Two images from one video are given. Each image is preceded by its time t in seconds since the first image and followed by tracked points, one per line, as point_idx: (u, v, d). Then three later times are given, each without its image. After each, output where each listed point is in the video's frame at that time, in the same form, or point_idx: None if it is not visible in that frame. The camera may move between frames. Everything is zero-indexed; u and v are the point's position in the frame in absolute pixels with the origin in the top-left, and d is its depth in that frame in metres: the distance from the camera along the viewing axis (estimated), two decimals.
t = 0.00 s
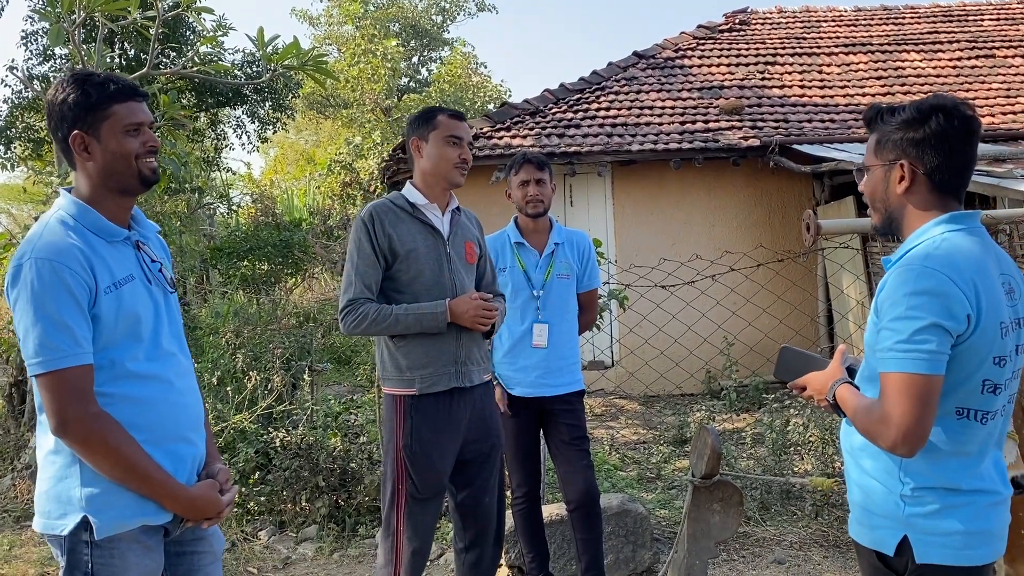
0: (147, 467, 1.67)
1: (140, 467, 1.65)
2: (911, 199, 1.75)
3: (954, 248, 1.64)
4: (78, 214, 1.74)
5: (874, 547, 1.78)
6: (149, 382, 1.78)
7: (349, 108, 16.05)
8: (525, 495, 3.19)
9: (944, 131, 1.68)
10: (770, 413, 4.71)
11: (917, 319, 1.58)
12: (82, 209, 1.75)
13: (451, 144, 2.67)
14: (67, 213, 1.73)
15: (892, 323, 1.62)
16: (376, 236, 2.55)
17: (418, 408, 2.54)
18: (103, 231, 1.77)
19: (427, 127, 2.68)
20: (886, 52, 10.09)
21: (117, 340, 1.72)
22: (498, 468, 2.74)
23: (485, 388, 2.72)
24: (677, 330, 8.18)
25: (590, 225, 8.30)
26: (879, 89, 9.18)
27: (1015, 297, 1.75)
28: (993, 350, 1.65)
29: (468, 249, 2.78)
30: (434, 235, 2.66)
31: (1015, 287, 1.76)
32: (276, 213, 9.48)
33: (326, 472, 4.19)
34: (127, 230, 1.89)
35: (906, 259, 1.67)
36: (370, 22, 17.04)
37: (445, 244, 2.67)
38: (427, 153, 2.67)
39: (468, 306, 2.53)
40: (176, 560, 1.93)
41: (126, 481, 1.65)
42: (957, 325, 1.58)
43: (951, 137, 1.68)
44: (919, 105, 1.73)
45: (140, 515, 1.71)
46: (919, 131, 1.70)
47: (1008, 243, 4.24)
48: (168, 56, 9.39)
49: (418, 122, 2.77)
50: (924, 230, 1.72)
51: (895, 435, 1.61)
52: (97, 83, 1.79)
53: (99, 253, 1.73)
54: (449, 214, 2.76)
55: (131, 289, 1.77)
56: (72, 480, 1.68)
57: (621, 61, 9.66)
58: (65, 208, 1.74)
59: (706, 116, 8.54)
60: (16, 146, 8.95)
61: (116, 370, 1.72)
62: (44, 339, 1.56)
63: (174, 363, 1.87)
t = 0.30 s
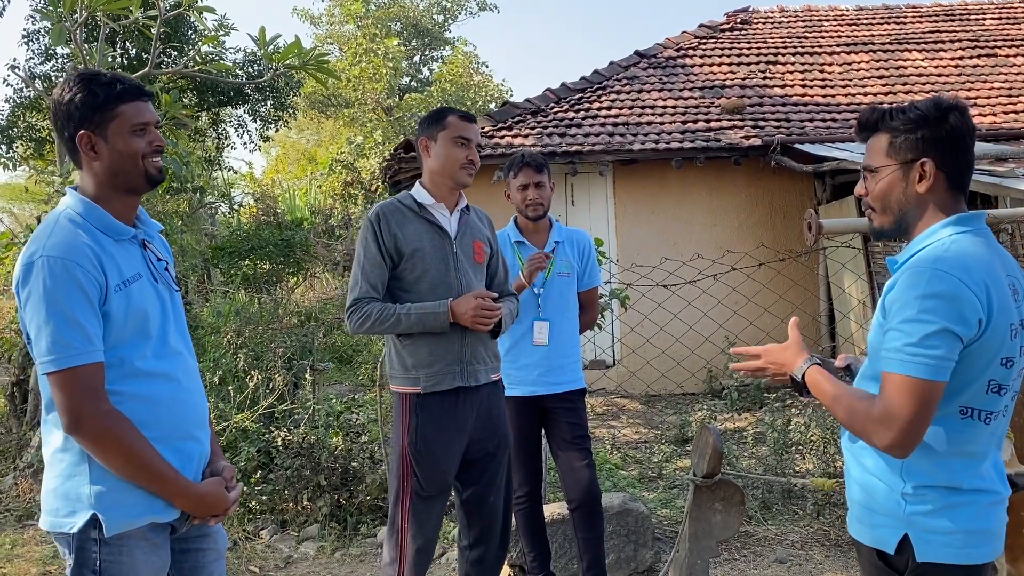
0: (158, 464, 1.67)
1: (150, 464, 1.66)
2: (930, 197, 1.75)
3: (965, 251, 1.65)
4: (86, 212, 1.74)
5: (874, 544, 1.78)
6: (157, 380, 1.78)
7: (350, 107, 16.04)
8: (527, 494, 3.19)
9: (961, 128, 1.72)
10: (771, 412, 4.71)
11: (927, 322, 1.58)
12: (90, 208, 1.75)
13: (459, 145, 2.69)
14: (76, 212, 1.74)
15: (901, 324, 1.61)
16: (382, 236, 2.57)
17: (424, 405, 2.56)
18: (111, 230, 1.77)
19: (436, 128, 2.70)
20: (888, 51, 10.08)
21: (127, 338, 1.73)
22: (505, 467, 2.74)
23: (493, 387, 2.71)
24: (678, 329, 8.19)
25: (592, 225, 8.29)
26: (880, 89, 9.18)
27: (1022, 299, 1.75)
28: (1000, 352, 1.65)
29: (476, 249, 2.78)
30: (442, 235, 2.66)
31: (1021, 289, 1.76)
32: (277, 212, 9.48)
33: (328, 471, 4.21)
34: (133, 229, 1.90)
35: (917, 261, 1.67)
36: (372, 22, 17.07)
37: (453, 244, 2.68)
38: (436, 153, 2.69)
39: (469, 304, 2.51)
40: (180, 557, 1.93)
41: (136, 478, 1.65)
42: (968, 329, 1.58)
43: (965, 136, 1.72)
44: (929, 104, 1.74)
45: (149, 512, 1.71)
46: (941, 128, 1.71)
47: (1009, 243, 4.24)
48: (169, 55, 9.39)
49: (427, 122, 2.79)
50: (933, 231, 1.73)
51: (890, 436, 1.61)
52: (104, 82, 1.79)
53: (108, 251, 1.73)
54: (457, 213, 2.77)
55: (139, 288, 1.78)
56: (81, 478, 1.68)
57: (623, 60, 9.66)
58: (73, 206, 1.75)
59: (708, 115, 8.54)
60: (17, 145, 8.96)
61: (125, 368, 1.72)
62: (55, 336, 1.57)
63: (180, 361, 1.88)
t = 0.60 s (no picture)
0: (155, 465, 1.67)
1: (148, 466, 1.65)
2: (919, 197, 1.74)
3: (965, 255, 1.64)
4: (85, 212, 1.74)
5: (871, 540, 1.77)
6: (156, 380, 1.78)
7: (352, 107, 16.04)
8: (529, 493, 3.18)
9: (954, 130, 1.68)
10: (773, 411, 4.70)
11: (924, 323, 1.57)
12: (89, 208, 1.74)
13: (466, 145, 2.69)
14: (75, 211, 1.73)
15: (897, 323, 1.61)
16: (387, 235, 2.59)
17: (429, 404, 2.56)
18: (110, 230, 1.76)
19: (444, 128, 2.71)
20: (890, 50, 10.06)
21: (125, 338, 1.72)
22: (511, 467, 2.72)
23: (499, 387, 2.70)
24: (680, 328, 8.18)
25: (593, 224, 8.28)
26: (882, 87, 9.16)
27: (1018, 300, 1.75)
28: (996, 353, 1.65)
29: (485, 248, 2.76)
30: (448, 235, 2.66)
31: (1018, 290, 1.76)
32: (279, 212, 9.46)
33: (329, 471, 4.21)
34: (133, 228, 1.89)
35: (917, 261, 1.66)
36: (373, 21, 17.10)
37: (459, 243, 2.67)
38: (443, 153, 2.70)
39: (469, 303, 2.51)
40: (179, 557, 1.93)
41: (134, 479, 1.64)
42: (963, 334, 1.58)
43: (956, 140, 1.68)
44: (926, 103, 1.72)
45: (147, 513, 1.71)
46: (931, 130, 1.69)
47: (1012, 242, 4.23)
48: (170, 54, 9.38)
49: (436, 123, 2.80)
50: (933, 230, 1.72)
51: (862, 424, 1.62)
52: (104, 82, 1.79)
53: (107, 251, 1.72)
54: (466, 213, 2.75)
55: (137, 288, 1.77)
56: (79, 478, 1.68)
57: (625, 59, 9.64)
58: (72, 206, 1.74)
59: (710, 114, 8.52)
60: (19, 144, 8.96)
61: (123, 368, 1.71)
62: (52, 336, 1.56)
63: (179, 362, 1.87)
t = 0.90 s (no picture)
0: (153, 465, 1.67)
1: (146, 467, 1.66)
2: (903, 198, 1.75)
3: (944, 251, 1.65)
4: (85, 213, 1.75)
5: (867, 537, 1.77)
6: (154, 381, 1.78)
7: (353, 106, 16.05)
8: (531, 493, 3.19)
9: (938, 132, 1.68)
10: (775, 410, 4.71)
11: (918, 325, 1.57)
12: (89, 209, 1.75)
13: (474, 147, 2.69)
14: (75, 212, 1.74)
15: (892, 328, 1.61)
16: (394, 235, 2.60)
17: (435, 401, 2.57)
18: (110, 230, 1.77)
19: (454, 129, 2.72)
20: (892, 49, 10.05)
21: (123, 339, 1.73)
22: (517, 467, 2.72)
23: (506, 387, 2.69)
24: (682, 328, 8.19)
25: (595, 223, 8.28)
26: (884, 87, 9.15)
27: (1006, 294, 1.75)
28: (983, 348, 1.65)
29: (492, 249, 2.75)
30: (455, 235, 2.66)
31: (1005, 283, 1.76)
32: (281, 211, 9.47)
33: (331, 470, 4.22)
34: (133, 229, 1.90)
35: (900, 264, 1.67)
36: (374, 20, 17.11)
37: (466, 243, 2.67)
38: (452, 154, 2.71)
39: (476, 302, 2.51)
40: (178, 557, 1.93)
41: (132, 479, 1.65)
42: (953, 329, 1.59)
43: (947, 140, 1.69)
44: (916, 104, 1.73)
45: (145, 513, 1.71)
46: (915, 131, 1.70)
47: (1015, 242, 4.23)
48: (172, 54, 9.39)
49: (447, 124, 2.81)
50: (915, 230, 1.73)
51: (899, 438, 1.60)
52: (107, 83, 1.79)
53: (106, 251, 1.73)
54: (475, 212, 2.75)
55: (136, 289, 1.78)
56: (76, 478, 1.68)
57: (626, 58, 9.64)
58: (72, 207, 1.75)
59: (712, 113, 8.52)
60: (21, 144, 8.98)
61: (121, 369, 1.72)
62: (51, 337, 1.57)
63: (177, 363, 1.87)
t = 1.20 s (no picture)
0: (152, 466, 1.68)
1: (145, 467, 1.66)
2: (887, 197, 1.75)
3: (919, 250, 1.66)
4: (85, 212, 1.75)
5: (869, 532, 1.77)
6: (154, 380, 1.78)
7: (355, 105, 16.05)
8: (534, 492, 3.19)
9: (916, 131, 1.69)
10: (778, 409, 4.70)
11: (885, 323, 1.60)
12: (89, 208, 1.75)
13: (484, 148, 2.68)
14: (74, 211, 1.74)
15: (862, 326, 1.64)
16: (401, 234, 2.62)
17: (440, 399, 2.58)
18: (110, 229, 1.77)
19: (464, 129, 2.72)
20: (895, 47, 10.03)
21: (123, 338, 1.73)
22: (523, 467, 2.72)
23: (512, 386, 2.68)
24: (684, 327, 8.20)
25: (597, 222, 8.29)
26: (887, 85, 9.13)
27: (993, 286, 1.74)
28: (964, 341, 1.64)
29: (501, 248, 2.75)
30: (463, 234, 2.66)
31: (994, 277, 1.75)
32: (283, 211, 9.48)
33: (334, 469, 4.21)
34: (134, 228, 1.90)
35: (875, 264, 1.69)
36: (376, 20, 17.12)
37: (473, 243, 2.67)
38: (462, 155, 2.71)
39: (481, 301, 2.51)
40: (179, 558, 1.94)
41: (131, 480, 1.65)
42: (926, 327, 1.59)
43: (925, 139, 1.69)
44: (891, 105, 1.73)
45: (145, 514, 1.72)
46: (893, 132, 1.70)
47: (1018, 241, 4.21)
48: (174, 54, 9.39)
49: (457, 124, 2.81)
50: (897, 229, 1.75)
51: (865, 432, 1.64)
52: (109, 82, 1.80)
53: (107, 251, 1.73)
54: (484, 212, 2.75)
55: (136, 288, 1.78)
56: (75, 478, 1.68)
57: (628, 57, 9.64)
58: (72, 205, 1.75)
59: (714, 112, 8.51)
60: (23, 145, 8.99)
61: (121, 369, 1.72)
62: (50, 337, 1.57)
63: (177, 362, 1.87)
